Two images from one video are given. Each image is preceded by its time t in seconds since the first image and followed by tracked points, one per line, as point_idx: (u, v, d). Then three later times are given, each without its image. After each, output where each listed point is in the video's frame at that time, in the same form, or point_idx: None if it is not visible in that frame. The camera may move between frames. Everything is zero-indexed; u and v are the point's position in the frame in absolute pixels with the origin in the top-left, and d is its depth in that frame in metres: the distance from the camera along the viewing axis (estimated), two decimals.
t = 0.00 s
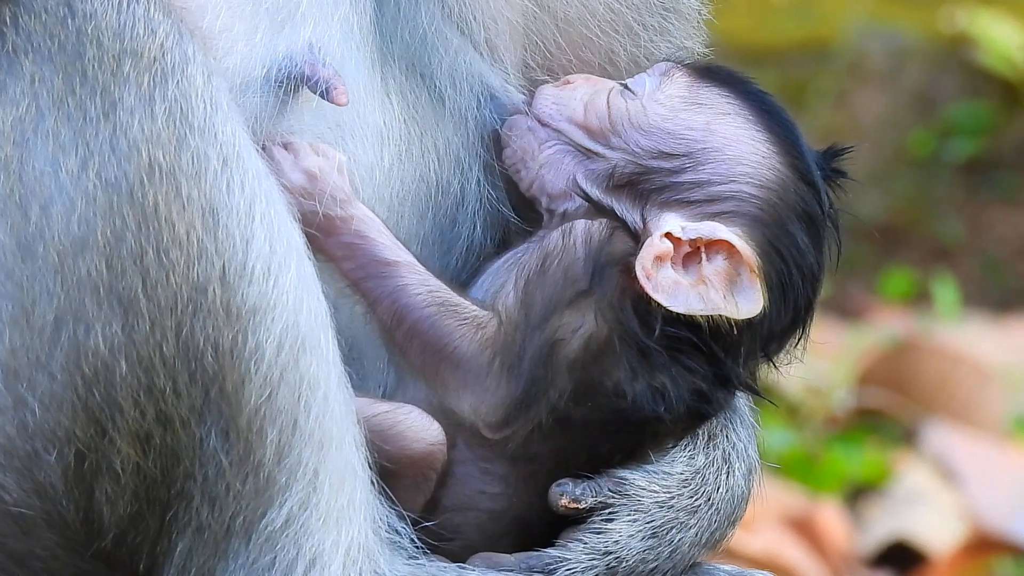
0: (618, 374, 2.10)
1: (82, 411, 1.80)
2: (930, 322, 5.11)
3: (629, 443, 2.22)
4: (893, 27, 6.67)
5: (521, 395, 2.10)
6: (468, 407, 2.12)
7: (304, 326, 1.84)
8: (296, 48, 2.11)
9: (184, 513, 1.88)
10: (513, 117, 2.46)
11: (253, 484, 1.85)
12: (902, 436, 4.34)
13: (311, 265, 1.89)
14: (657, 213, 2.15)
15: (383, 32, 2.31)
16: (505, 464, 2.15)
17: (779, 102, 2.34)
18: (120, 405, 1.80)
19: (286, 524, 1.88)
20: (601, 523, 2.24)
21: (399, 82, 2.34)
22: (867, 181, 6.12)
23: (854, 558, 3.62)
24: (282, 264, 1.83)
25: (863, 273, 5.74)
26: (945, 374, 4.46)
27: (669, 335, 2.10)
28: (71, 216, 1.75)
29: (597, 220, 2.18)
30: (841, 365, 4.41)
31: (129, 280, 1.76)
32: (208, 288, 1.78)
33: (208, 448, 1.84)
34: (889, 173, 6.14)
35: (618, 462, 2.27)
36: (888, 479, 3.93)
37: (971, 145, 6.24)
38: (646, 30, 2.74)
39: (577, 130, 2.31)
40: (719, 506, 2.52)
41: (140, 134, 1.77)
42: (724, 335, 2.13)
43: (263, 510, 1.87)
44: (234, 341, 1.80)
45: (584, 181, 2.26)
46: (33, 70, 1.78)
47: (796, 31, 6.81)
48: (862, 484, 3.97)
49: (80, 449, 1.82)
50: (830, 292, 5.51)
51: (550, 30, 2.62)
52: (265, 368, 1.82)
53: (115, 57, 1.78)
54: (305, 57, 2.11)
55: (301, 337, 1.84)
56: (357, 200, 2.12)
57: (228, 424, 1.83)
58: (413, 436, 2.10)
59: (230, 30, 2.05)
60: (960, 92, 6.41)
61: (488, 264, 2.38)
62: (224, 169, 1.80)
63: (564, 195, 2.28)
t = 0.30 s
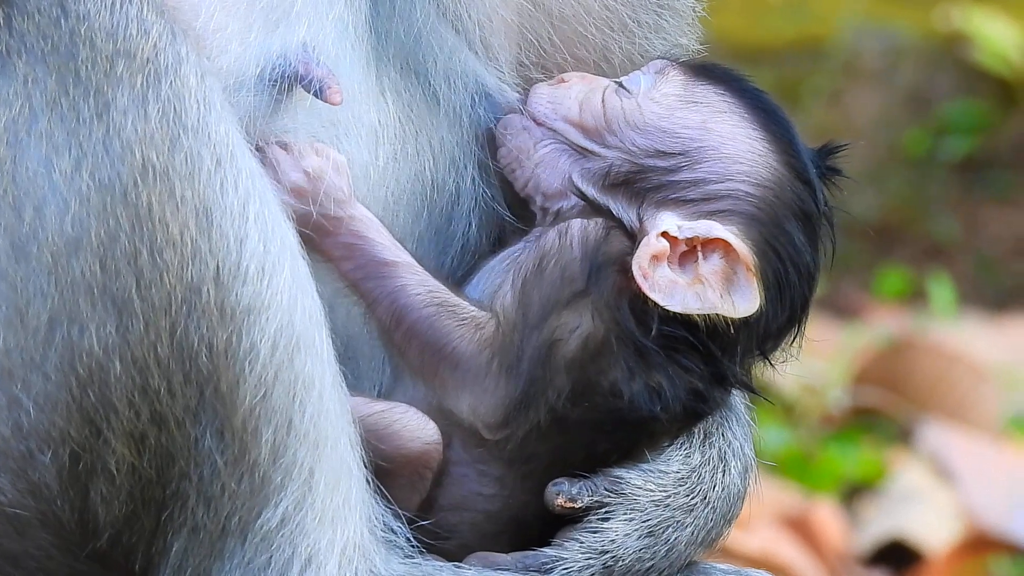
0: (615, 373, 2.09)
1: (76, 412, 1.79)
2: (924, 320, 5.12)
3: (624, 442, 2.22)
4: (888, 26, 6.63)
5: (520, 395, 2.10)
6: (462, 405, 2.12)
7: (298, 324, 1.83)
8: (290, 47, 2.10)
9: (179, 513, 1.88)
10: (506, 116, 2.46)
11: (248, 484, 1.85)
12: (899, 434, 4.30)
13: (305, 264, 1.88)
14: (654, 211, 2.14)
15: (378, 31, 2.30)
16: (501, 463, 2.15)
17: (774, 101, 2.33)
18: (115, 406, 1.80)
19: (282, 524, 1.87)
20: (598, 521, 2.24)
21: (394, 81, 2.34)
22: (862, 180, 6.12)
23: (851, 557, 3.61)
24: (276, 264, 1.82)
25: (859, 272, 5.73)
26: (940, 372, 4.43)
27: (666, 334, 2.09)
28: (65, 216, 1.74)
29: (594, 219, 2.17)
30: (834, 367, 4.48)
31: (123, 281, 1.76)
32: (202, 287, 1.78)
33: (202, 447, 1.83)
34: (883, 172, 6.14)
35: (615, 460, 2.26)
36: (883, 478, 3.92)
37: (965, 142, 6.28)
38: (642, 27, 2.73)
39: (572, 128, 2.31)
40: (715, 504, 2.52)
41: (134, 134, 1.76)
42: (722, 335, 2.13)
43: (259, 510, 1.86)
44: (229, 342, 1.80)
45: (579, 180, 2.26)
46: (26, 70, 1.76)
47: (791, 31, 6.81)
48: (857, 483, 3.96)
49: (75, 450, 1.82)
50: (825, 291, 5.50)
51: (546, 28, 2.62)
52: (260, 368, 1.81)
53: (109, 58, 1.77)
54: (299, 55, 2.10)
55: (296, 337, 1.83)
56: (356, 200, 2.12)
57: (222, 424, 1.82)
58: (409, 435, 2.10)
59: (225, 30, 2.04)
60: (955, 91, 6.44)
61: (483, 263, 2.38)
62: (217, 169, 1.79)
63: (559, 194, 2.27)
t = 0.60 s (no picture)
0: (608, 373, 2.10)
1: (69, 410, 1.80)
2: (918, 318, 5.12)
3: (617, 441, 2.22)
4: (882, 22, 6.66)
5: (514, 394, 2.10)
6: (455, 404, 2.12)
7: (292, 323, 1.84)
8: (282, 49, 2.11)
9: (172, 511, 1.88)
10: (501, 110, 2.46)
11: (241, 482, 1.85)
12: (890, 431, 4.30)
13: (298, 261, 1.88)
14: (645, 211, 2.15)
15: (369, 30, 2.31)
16: (493, 463, 2.15)
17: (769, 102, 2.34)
18: (108, 404, 1.80)
19: (274, 522, 1.87)
20: (590, 521, 2.24)
21: (386, 82, 2.34)
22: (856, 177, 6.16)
23: (844, 557, 3.61)
24: (269, 262, 1.82)
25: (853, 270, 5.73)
26: (931, 370, 4.42)
27: (658, 334, 2.10)
28: (58, 215, 1.75)
29: (587, 219, 2.18)
30: (828, 364, 4.52)
31: (116, 279, 1.76)
32: (194, 285, 1.78)
33: (195, 446, 1.83)
34: (877, 169, 6.18)
35: (608, 460, 2.27)
36: (876, 476, 3.93)
37: (959, 139, 6.28)
38: (634, 27, 2.73)
39: (567, 124, 2.31)
40: (708, 503, 2.52)
41: (127, 132, 1.76)
42: (711, 336, 2.13)
43: (251, 508, 1.87)
44: (222, 340, 1.80)
45: (573, 178, 2.26)
46: (19, 68, 1.77)
47: (786, 26, 6.81)
48: (850, 481, 3.96)
49: (68, 448, 1.82)
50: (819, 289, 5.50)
51: (538, 27, 2.62)
52: (253, 366, 1.82)
53: (101, 56, 1.77)
54: (290, 57, 2.11)
55: (289, 335, 1.84)
56: (349, 202, 2.12)
57: (215, 422, 1.82)
58: (402, 435, 2.10)
59: (217, 31, 2.04)
60: (949, 89, 6.46)
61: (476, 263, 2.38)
62: (210, 167, 1.79)
63: (555, 190, 2.28)
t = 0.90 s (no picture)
0: (606, 373, 2.09)
1: (62, 412, 1.80)
2: (913, 318, 5.12)
3: (613, 441, 2.22)
4: (878, 22, 6.65)
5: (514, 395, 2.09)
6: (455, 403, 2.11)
7: (286, 324, 1.84)
8: (274, 54, 2.11)
9: (166, 513, 1.88)
10: (491, 114, 2.46)
11: (235, 483, 1.85)
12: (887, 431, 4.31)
13: (291, 262, 1.89)
14: (642, 209, 2.15)
15: (363, 35, 2.31)
16: (489, 463, 2.15)
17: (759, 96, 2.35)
18: (101, 406, 1.80)
19: (268, 522, 1.87)
20: (586, 523, 2.24)
21: (377, 85, 2.34)
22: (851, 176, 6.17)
23: (839, 556, 3.61)
24: (262, 262, 1.83)
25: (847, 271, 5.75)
26: (928, 369, 4.42)
27: (659, 331, 2.10)
28: (50, 217, 1.75)
29: (585, 219, 2.17)
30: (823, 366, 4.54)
31: (109, 281, 1.77)
32: (187, 287, 1.78)
33: (189, 447, 1.83)
34: (873, 168, 6.19)
35: (604, 461, 2.27)
36: (871, 475, 3.93)
37: (955, 139, 6.33)
38: (624, 32, 2.75)
39: (559, 126, 2.32)
40: (704, 505, 2.52)
41: (118, 135, 1.76)
42: (712, 331, 2.14)
43: (245, 509, 1.87)
44: (215, 341, 1.80)
45: (568, 179, 2.26)
46: (11, 71, 1.77)
47: (781, 26, 6.82)
48: (845, 481, 3.97)
49: (62, 450, 1.82)
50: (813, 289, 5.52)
51: (529, 30, 2.63)
52: (246, 368, 1.82)
53: (92, 58, 1.78)
54: (282, 64, 2.11)
55: (283, 336, 1.84)
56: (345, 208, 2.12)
57: (209, 424, 1.82)
58: (396, 435, 2.10)
59: (210, 36, 2.06)
60: (943, 90, 6.49)
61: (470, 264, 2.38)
62: (202, 169, 1.79)
63: (547, 192, 2.28)
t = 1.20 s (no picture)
0: (605, 374, 2.09)
1: (58, 414, 1.79)
2: (910, 318, 5.13)
3: (611, 442, 2.22)
4: (876, 22, 6.66)
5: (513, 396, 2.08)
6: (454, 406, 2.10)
7: (281, 325, 1.84)
8: (270, 54, 2.12)
9: (163, 514, 1.88)
10: (487, 111, 2.46)
11: (232, 484, 1.85)
12: (884, 431, 4.32)
13: (287, 263, 1.89)
14: (639, 207, 2.15)
15: (359, 34, 2.31)
16: (486, 464, 2.15)
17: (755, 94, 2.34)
18: (97, 408, 1.80)
19: (265, 523, 1.87)
20: (584, 523, 2.24)
21: (373, 85, 2.34)
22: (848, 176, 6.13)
23: (837, 556, 3.60)
24: (257, 264, 1.83)
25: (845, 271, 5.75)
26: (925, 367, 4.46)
27: (657, 330, 2.10)
28: (45, 219, 1.75)
29: (579, 220, 2.17)
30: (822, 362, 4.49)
31: (104, 282, 1.76)
32: (183, 289, 1.78)
33: (185, 448, 1.83)
34: (871, 168, 6.16)
35: (601, 461, 2.26)
36: (869, 475, 3.93)
37: (952, 139, 6.31)
38: (619, 33, 2.75)
39: (555, 124, 2.31)
40: (701, 504, 2.52)
41: (113, 136, 1.76)
42: (710, 329, 2.14)
43: (242, 511, 1.86)
44: (210, 342, 1.80)
45: (564, 177, 2.26)
46: (5, 73, 1.77)
47: (778, 25, 6.83)
48: (843, 481, 3.96)
49: (57, 452, 1.81)
50: (811, 290, 5.52)
51: (524, 30, 2.63)
52: (242, 368, 1.82)
53: (87, 60, 1.78)
54: (279, 64, 2.11)
55: (278, 337, 1.84)
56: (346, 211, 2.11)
57: (205, 425, 1.82)
58: (393, 435, 2.11)
59: (206, 36, 2.05)
60: (940, 89, 6.48)
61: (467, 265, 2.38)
62: (197, 170, 1.79)
63: (546, 190, 2.27)
